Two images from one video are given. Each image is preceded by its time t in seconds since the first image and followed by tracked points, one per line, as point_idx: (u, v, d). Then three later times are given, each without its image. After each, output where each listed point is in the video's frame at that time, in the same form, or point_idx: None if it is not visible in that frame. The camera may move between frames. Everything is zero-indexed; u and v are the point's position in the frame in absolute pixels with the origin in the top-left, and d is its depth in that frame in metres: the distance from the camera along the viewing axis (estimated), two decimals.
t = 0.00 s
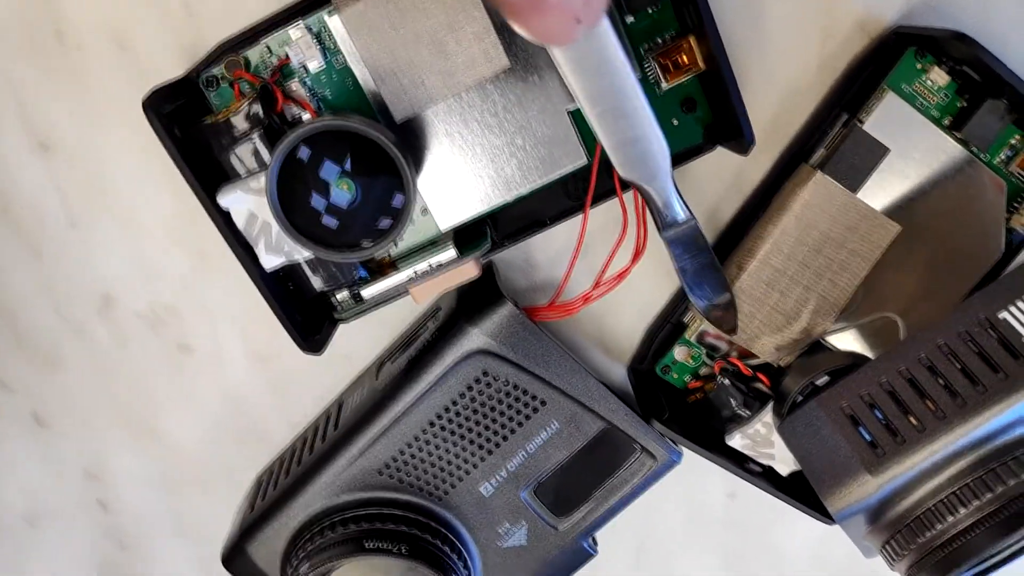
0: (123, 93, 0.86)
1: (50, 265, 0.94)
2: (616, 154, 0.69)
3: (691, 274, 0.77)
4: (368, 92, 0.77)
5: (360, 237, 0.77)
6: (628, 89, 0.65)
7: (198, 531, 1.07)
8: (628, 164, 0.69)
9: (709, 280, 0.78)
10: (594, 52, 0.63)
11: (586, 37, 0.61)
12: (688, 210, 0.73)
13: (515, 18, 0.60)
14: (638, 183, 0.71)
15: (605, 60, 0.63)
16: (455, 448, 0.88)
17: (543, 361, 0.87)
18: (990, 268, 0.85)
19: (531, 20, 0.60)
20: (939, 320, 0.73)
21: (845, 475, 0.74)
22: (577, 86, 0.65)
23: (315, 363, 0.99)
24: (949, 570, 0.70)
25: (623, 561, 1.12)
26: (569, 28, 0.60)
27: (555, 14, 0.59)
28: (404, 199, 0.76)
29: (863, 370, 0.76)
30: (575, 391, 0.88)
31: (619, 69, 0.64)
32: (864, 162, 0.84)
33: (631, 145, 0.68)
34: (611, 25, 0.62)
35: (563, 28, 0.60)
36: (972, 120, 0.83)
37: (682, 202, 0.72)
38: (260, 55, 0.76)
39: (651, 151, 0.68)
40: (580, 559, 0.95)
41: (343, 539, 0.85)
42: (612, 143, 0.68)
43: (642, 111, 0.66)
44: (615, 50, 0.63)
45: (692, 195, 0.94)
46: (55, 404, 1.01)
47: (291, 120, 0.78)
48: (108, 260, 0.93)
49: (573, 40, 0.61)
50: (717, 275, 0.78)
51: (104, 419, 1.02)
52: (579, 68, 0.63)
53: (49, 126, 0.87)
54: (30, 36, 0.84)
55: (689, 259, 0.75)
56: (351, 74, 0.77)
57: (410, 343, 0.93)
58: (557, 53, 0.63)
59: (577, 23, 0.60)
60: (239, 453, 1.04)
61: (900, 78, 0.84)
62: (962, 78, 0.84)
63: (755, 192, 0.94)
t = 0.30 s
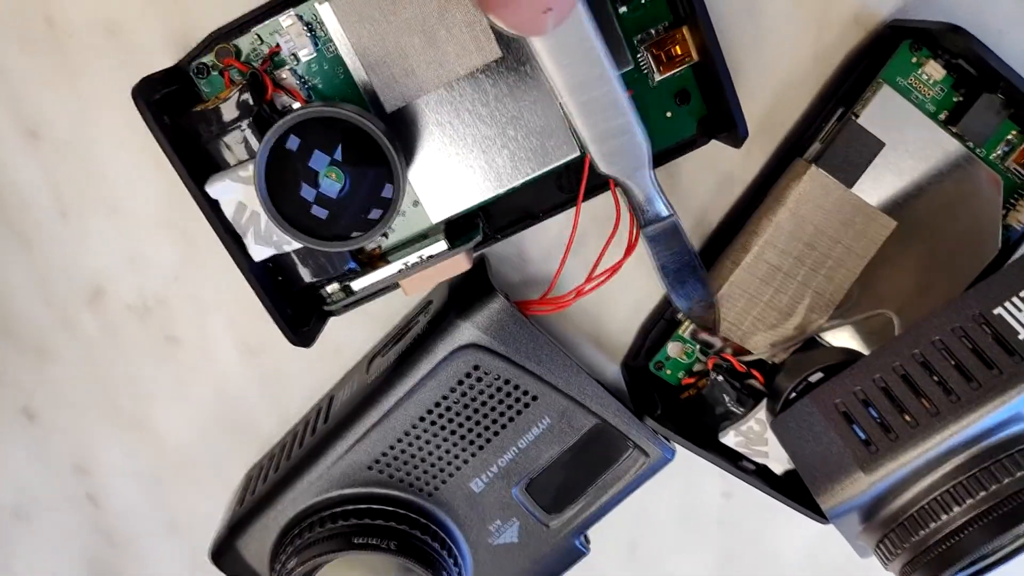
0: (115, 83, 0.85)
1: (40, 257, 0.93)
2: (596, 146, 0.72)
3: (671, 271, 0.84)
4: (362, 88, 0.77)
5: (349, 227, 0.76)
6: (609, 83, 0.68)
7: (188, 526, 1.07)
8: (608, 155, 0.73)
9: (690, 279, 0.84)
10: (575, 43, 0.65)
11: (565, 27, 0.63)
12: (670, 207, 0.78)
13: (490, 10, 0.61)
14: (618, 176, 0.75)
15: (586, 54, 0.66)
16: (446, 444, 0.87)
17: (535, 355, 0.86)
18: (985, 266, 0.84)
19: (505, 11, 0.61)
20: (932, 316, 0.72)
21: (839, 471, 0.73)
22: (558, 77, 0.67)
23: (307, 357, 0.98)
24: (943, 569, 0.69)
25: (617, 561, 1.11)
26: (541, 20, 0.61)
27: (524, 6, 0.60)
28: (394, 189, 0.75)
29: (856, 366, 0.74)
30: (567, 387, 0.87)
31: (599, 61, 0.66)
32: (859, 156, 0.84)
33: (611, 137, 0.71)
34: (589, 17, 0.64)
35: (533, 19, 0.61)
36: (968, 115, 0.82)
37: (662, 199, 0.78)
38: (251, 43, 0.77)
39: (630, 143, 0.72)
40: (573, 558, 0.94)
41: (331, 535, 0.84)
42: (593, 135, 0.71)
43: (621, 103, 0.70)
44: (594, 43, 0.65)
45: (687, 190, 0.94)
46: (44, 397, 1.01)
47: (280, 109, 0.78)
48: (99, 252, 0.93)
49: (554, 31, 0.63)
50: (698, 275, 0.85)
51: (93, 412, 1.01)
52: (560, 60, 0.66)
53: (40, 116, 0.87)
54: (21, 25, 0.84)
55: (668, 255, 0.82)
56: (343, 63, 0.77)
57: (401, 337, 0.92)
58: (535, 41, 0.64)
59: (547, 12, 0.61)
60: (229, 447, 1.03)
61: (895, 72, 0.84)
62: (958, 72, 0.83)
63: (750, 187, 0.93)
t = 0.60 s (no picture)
0: (111, 84, 0.84)
1: (35, 260, 0.92)
2: (590, 168, 0.71)
3: (669, 293, 0.80)
4: (359, 87, 0.76)
5: (348, 230, 0.75)
6: (603, 107, 0.66)
7: (184, 533, 1.05)
8: (603, 179, 0.71)
9: (688, 298, 0.81)
10: (569, 68, 0.64)
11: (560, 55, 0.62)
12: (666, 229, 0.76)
13: (485, 37, 0.58)
14: (614, 199, 0.73)
15: (580, 78, 0.65)
16: (446, 449, 0.86)
17: (536, 359, 0.85)
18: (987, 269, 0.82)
19: (500, 40, 0.58)
20: (939, 319, 0.71)
21: (843, 476, 0.72)
22: (553, 102, 0.66)
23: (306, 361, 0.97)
24: None
25: (618, 567, 1.09)
26: (538, 47, 0.60)
27: (522, 34, 0.58)
28: (393, 191, 0.74)
29: (861, 370, 0.73)
30: (568, 391, 0.86)
31: (594, 86, 0.65)
32: (863, 157, 0.83)
33: (605, 161, 0.70)
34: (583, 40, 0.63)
35: (531, 46, 0.59)
36: (973, 116, 0.82)
37: (659, 221, 0.75)
38: (248, 43, 0.76)
39: (624, 167, 0.70)
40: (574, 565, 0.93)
41: (330, 542, 0.82)
42: (587, 159, 0.70)
43: (617, 127, 0.68)
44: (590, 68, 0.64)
45: (688, 192, 0.93)
46: (38, 403, 0.99)
47: (278, 109, 0.77)
48: (95, 255, 0.92)
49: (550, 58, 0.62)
50: (696, 293, 0.81)
51: (88, 418, 1.00)
52: (555, 85, 0.65)
53: (35, 118, 0.86)
54: (16, 26, 0.83)
55: (666, 276, 0.78)
56: (341, 63, 0.76)
57: (400, 341, 0.91)
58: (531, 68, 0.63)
59: (544, 39, 0.59)
60: (225, 453, 1.02)
61: (898, 72, 0.83)
62: (962, 72, 0.82)
63: (753, 189, 0.92)
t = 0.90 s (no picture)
0: (110, 89, 0.83)
1: (33, 266, 0.91)
2: (603, 167, 0.71)
3: (681, 293, 0.79)
4: (362, 90, 0.75)
5: (350, 235, 0.74)
6: (613, 105, 0.67)
7: (187, 540, 1.04)
8: (615, 176, 0.71)
9: (701, 299, 0.79)
10: (579, 66, 0.65)
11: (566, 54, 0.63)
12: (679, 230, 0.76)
13: (488, 35, 0.59)
14: (625, 197, 0.73)
15: (589, 77, 0.65)
16: (449, 457, 0.84)
17: (540, 365, 0.84)
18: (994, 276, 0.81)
19: (505, 38, 0.59)
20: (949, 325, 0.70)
21: (852, 483, 0.71)
22: (564, 100, 0.67)
23: (308, 367, 0.96)
24: None
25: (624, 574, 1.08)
26: (541, 45, 0.60)
27: (525, 31, 0.58)
28: (396, 196, 0.73)
29: (870, 376, 0.72)
30: (574, 397, 0.85)
31: (604, 83, 0.66)
32: (873, 162, 0.82)
33: (618, 160, 0.70)
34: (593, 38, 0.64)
35: (535, 45, 0.59)
36: (982, 119, 0.81)
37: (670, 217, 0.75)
38: (250, 46, 0.75)
39: (636, 164, 0.70)
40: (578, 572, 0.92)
41: (333, 551, 0.81)
42: (598, 156, 0.70)
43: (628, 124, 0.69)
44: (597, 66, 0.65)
45: (694, 196, 0.92)
46: (37, 410, 0.98)
47: (280, 113, 0.76)
48: (94, 262, 0.91)
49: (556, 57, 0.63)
50: (708, 294, 0.80)
51: (88, 425, 0.99)
52: (565, 84, 0.65)
53: (33, 123, 0.85)
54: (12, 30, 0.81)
55: (677, 276, 0.78)
56: (343, 67, 0.75)
57: (404, 346, 0.90)
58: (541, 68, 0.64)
59: (548, 36, 0.59)
60: (228, 460, 1.01)
61: (907, 74, 0.82)
62: (971, 76, 0.81)
63: (760, 193, 0.91)
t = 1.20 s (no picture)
0: (115, 95, 0.84)
1: (38, 270, 0.92)
2: (603, 168, 0.71)
3: (678, 294, 0.79)
4: (365, 96, 0.76)
5: (354, 240, 0.75)
6: (614, 105, 0.67)
7: (190, 541, 1.05)
8: (615, 179, 0.72)
9: (698, 299, 0.79)
10: (580, 68, 0.65)
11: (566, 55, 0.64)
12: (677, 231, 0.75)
13: (488, 42, 0.57)
14: (624, 200, 0.73)
15: (590, 77, 0.66)
16: (452, 459, 0.85)
17: (542, 368, 0.84)
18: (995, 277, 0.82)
19: (505, 45, 0.57)
20: (948, 326, 0.70)
21: (852, 484, 0.71)
22: (565, 102, 0.67)
23: (312, 370, 0.97)
24: None
25: None
26: (541, 53, 0.59)
27: (525, 39, 0.57)
28: (400, 200, 0.74)
29: (869, 378, 0.72)
30: (576, 400, 0.85)
31: (604, 86, 0.66)
32: (872, 166, 0.82)
33: (618, 160, 0.71)
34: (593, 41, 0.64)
35: (534, 53, 0.58)
36: (981, 122, 0.81)
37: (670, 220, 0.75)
38: (254, 54, 0.75)
39: (636, 167, 0.71)
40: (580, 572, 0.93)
41: (336, 553, 0.82)
42: (598, 159, 0.70)
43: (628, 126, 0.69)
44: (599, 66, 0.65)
45: (694, 199, 0.93)
46: (42, 413, 0.99)
47: (283, 121, 0.77)
48: (99, 265, 0.92)
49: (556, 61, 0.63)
50: (705, 294, 0.79)
51: (92, 426, 0.99)
52: (566, 85, 0.66)
53: (38, 128, 0.86)
54: (17, 37, 0.82)
55: (676, 277, 0.77)
56: (347, 74, 0.75)
57: (406, 350, 0.91)
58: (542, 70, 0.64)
59: (547, 45, 0.58)
60: (231, 461, 1.01)
61: (906, 78, 0.82)
62: (970, 79, 0.82)
63: (760, 196, 0.92)
